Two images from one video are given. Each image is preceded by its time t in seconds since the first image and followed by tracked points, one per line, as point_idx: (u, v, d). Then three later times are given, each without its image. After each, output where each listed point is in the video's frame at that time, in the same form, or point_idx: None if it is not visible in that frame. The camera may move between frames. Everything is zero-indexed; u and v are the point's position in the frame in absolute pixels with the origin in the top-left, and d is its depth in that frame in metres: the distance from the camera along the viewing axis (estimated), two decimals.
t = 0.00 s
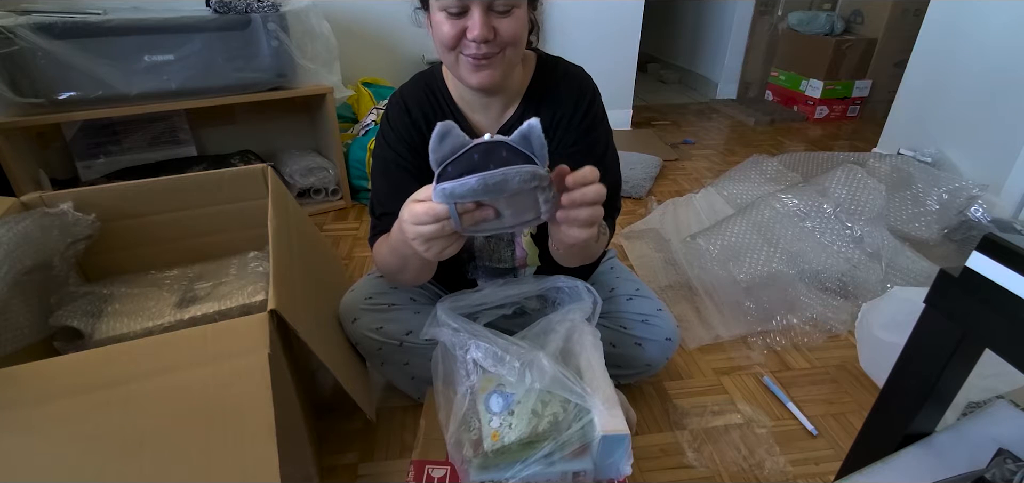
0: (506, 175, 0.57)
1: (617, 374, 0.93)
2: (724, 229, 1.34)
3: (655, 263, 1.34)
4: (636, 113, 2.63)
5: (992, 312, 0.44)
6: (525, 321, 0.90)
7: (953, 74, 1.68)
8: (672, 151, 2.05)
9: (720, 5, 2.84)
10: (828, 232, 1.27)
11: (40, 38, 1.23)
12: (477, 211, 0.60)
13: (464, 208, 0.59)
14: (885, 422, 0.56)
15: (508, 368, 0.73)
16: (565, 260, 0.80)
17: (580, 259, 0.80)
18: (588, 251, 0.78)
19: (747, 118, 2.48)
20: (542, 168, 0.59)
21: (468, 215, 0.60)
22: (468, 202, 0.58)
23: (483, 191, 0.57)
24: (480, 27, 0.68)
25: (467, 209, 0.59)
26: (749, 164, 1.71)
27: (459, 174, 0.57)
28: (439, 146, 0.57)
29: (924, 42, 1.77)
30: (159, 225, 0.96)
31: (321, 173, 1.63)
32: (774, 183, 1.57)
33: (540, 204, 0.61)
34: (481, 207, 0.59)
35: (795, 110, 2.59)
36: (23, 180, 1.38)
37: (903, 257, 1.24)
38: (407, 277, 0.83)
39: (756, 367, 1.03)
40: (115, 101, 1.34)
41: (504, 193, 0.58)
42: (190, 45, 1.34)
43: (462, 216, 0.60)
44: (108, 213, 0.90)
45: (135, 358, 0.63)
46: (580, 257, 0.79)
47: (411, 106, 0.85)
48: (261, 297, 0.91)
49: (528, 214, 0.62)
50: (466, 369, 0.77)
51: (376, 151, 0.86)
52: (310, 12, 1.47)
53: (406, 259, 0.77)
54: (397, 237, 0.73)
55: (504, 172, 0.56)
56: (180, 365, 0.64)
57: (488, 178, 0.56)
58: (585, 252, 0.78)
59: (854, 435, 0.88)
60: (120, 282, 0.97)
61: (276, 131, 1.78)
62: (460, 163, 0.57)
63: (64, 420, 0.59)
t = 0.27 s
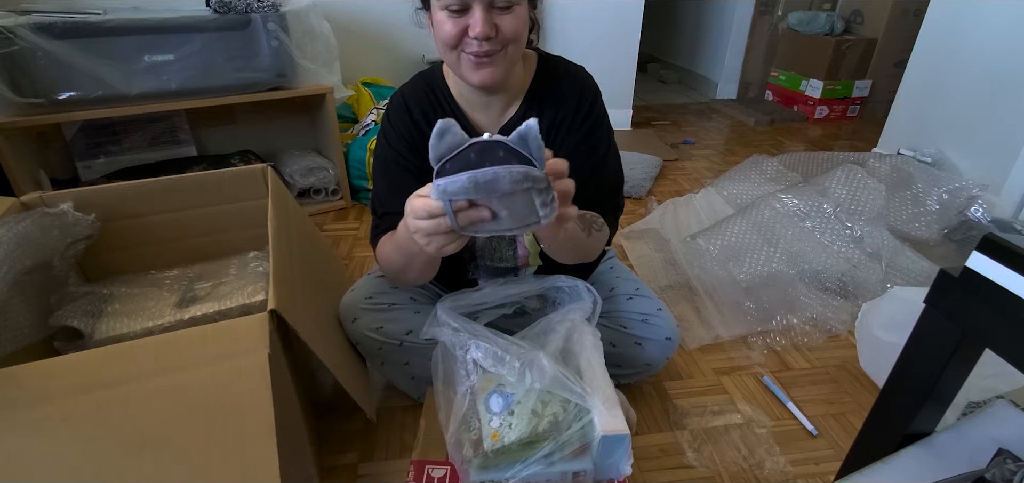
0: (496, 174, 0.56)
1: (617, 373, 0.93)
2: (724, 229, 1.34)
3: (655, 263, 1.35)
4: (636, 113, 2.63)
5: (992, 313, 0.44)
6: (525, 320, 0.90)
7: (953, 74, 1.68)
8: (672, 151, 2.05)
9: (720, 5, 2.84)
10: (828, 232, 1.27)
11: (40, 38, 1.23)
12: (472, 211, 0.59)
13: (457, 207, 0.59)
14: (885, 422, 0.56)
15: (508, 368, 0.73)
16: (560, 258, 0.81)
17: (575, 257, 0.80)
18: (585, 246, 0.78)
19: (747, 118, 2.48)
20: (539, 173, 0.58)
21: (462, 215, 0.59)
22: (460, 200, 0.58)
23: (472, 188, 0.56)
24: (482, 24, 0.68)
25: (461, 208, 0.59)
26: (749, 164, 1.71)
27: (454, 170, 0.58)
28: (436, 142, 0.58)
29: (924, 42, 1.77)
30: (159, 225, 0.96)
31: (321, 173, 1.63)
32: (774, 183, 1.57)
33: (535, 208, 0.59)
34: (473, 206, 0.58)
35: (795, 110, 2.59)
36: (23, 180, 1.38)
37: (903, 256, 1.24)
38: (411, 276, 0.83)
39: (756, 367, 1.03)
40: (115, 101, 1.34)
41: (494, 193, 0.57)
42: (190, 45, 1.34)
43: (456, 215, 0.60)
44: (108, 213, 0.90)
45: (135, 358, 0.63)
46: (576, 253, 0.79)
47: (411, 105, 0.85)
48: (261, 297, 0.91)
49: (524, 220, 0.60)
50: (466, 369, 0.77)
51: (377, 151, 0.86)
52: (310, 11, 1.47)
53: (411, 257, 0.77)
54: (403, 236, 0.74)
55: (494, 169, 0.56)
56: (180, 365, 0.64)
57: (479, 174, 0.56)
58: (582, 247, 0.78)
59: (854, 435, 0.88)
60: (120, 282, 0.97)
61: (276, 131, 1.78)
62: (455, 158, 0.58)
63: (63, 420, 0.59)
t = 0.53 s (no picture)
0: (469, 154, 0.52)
1: (617, 373, 0.93)
2: (724, 229, 1.34)
3: (655, 263, 1.35)
4: (636, 113, 2.63)
5: (992, 312, 0.44)
6: (525, 320, 0.90)
7: (953, 74, 1.68)
8: (672, 151, 2.05)
9: (720, 5, 2.84)
10: (828, 232, 1.27)
11: (40, 38, 1.23)
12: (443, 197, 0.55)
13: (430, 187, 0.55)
14: (885, 422, 0.56)
15: (508, 368, 0.73)
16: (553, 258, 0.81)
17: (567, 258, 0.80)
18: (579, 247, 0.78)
19: (747, 118, 2.48)
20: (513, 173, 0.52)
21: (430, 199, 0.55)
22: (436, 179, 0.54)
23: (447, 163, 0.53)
24: (481, 21, 0.68)
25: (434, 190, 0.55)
26: (749, 164, 1.71)
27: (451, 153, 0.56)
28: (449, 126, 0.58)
29: (924, 42, 1.77)
30: (159, 225, 0.96)
31: (321, 173, 1.63)
32: (774, 183, 1.57)
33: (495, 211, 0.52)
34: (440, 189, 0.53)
35: (795, 110, 2.59)
36: (23, 180, 1.38)
37: (903, 256, 1.24)
38: (414, 273, 0.83)
39: (756, 367, 1.03)
40: (115, 101, 1.34)
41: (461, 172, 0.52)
42: (190, 45, 1.34)
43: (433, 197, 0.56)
44: (108, 213, 0.90)
45: (135, 358, 0.63)
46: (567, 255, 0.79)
47: (411, 104, 0.85)
48: (261, 297, 0.91)
49: (485, 225, 0.53)
50: (466, 369, 0.77)
51: (377, 151, 0.86)
52: (310, 11, 1.47)
53: (415, 254, 0.77)
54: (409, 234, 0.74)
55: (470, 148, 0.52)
56: (180, 365, 0.64)
57: (453, 151, 0.52)
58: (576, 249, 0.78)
59: (854, 435, 0.88)
60: (120, 282, 0.97)
61: (276, 131, 1.78)
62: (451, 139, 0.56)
63: (63, 420, 0.59)
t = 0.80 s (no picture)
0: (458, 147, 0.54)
1: (617, 373, 0.93)
2: (724, 229, 1.34)
3: (655, 263, 1.35)
4: (636, 113, 2.63)
5: (993, 313, 0.44)
6: (525, 320, 0.90)
7: (953, 73, 1.68)
8: (672, 151, 2.05)
9: (720, 6, 2.84)
10: (828, 232, 1.27)
11: (40, 38, 1.23)
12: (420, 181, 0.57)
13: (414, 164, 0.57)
14: (885, 422, 0.56)
15: (508, 368, 0.73)
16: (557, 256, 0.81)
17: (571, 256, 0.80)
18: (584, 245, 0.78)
19: (747, 118, 2.48)
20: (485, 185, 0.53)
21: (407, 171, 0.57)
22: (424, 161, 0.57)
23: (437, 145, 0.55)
24: (475, 25, 0.68)
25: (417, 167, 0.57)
26: (749, 164, 1.71)
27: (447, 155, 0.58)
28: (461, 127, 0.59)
29: (924, 42, 1.77)
30: (159, 225, 0.96)
31: (321, 173, 1.63)
32: (774, 183, 1.57)
33: (449, 204, 0.52)
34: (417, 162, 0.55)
35: (795, 110, 2.59)
36: (23, 180, 1.38)
37: (903, 256, 1.24)
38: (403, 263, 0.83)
39: (756, 367, 1.03)
40: (115, 101, 1.34)
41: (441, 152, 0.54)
42: (190, 45, 1.34)
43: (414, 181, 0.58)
44: (108, 213, 0.90)
45: (135, 359, 0.63)
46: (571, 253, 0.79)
47: (409, 103, 0.85)
48: (261, 297, 0.91)
49: (434, 212, 0.53)
50: (466, 369, 0.77)
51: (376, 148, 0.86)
52: (310, 11, 1.47)
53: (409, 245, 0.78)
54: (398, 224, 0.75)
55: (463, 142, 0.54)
56: (179, 365, 0.64)
57: (449, 139, 0.54)
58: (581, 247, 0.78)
59: (854, 435, 0.88)
60: (120, 282, 0.97)
61: (276, 131, 1.78)
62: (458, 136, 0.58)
63: (63, 421, 0.59)
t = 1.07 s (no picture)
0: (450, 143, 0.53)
1: (617, 373, 0.93)
2: (724, 229, 1.34)
3: (655, 263, 1.35)
4: (636, 113, 2.63)
5: (993, 313, 0.44)
6: (525, 320, 0.90)
7: (954, 73, 1.68)
8: (672, 151, 2.05)
9: (720, 6, 2.84)
10: (828, 232, 1.27)
11: (40, 38, 1.23)
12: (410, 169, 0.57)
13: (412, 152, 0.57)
14: (885, 422, 0.56)
15: (508, 368, 0.73)
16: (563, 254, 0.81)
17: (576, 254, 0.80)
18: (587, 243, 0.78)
19: (747, 118, 2.48)
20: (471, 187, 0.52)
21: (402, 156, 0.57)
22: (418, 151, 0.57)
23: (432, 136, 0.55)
24: (476, 25, 0.68)
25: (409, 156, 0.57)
26: (749, 164, 1.71)
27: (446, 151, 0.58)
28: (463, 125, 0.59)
29: (925, 42, 1.77)
30: (159, 225, 0.96)
31: (321, 173, 1.63)
32: (774, 183, 1.57)
33: (433, 203, 0.51)
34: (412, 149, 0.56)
35: (795, 110, 2.59)
36: (23, 180, 1.38)
37: (903, 256, 1.24)
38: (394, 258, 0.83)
39: (756, 367, 1.03)
40: (115, 101, 1.34)
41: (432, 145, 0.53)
42: (190, 45, 1.34)
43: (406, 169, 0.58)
44: (109, 213, 0.90)
45: (135, 358, 0.63)
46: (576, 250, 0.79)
47: (410, 103, 0.85)
48: (261, 297, 0.91)
49: (418, 208, 0.53)
50: (466, 369, 0.77)
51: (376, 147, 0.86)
52: (310, 11, 1.47)
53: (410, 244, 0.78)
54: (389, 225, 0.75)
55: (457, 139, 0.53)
56: (179, 365, 0.64)
57: (444, 135, 0.53)
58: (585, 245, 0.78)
59: (854, 435, 0.88)
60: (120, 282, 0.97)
61: (276, 131, 1.78)
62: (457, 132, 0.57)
63: (63, 421, 0.59)
